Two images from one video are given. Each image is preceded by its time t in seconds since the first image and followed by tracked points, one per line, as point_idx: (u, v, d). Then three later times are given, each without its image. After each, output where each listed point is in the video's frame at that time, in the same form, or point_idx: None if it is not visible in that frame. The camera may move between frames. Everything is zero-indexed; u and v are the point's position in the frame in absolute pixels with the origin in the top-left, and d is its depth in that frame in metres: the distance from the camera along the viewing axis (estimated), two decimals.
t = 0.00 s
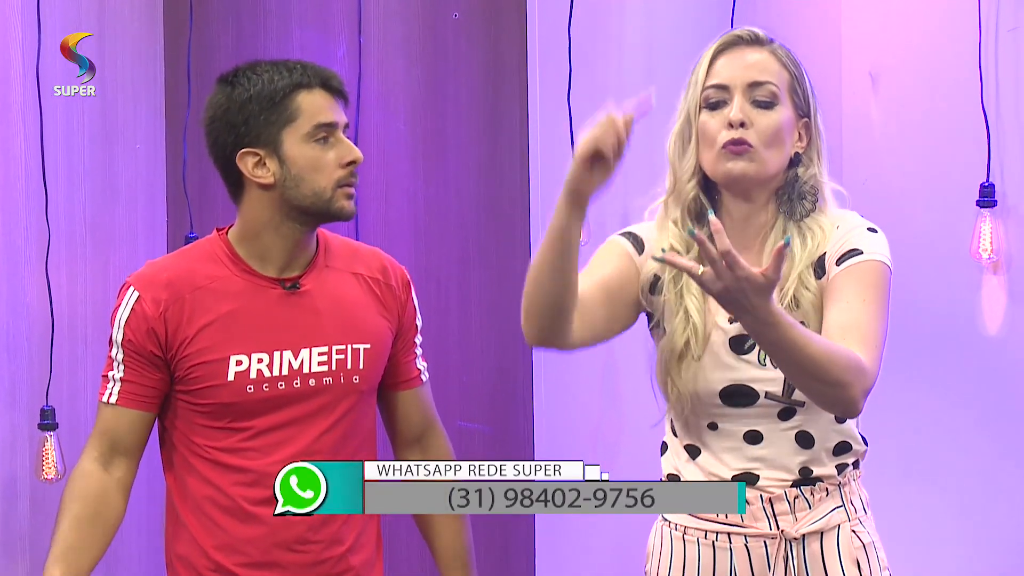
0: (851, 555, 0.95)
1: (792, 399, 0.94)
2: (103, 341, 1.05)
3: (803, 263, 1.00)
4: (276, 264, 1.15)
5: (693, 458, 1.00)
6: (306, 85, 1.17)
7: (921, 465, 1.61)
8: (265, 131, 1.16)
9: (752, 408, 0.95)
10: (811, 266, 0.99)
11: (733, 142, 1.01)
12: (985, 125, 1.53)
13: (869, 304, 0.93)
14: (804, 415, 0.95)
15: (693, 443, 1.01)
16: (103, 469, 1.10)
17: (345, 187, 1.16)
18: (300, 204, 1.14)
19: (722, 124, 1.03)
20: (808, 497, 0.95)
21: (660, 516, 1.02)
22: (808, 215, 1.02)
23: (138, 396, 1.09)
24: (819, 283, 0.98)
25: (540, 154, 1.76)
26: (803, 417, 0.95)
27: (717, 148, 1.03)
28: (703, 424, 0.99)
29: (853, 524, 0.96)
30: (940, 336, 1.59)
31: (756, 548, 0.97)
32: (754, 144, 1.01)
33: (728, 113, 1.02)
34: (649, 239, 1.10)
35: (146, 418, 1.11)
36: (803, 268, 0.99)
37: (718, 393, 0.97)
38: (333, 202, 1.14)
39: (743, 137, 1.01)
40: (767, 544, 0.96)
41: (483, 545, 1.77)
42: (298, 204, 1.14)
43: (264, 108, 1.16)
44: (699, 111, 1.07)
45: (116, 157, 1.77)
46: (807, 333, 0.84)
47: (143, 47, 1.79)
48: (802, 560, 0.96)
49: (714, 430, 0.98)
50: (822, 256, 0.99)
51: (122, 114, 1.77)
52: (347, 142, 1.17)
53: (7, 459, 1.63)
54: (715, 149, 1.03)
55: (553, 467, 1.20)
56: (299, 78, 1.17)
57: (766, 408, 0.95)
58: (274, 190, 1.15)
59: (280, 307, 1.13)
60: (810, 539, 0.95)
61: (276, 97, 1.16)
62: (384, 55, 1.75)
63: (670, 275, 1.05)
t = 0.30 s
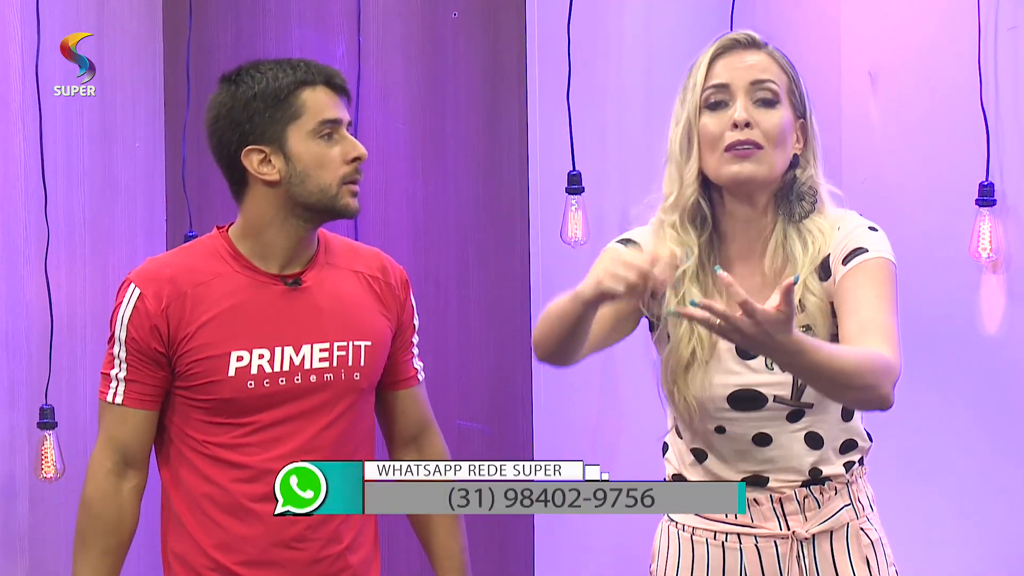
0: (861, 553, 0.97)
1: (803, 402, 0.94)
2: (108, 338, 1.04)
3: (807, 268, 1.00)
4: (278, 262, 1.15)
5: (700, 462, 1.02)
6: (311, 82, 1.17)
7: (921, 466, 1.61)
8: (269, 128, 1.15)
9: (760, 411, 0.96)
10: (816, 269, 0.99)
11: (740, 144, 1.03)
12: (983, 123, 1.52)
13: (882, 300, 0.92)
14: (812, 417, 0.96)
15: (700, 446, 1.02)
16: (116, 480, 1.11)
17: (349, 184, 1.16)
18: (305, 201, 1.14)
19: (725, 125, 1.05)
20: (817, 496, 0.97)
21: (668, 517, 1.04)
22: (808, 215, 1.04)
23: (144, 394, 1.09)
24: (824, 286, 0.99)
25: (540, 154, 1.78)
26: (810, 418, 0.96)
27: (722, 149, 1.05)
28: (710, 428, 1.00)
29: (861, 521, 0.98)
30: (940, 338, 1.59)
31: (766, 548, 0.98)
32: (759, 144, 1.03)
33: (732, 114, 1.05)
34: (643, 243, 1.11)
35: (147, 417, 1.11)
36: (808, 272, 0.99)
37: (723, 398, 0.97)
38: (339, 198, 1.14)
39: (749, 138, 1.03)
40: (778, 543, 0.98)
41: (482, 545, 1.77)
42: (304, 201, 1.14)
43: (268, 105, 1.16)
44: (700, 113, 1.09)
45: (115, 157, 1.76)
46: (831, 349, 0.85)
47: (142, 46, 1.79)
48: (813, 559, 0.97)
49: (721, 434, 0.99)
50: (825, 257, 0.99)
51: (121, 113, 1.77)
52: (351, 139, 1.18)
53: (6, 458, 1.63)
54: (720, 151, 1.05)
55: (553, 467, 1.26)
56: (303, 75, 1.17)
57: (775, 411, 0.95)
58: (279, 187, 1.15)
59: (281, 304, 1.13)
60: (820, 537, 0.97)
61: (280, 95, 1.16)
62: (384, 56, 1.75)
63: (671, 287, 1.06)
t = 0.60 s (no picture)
0: (856, 550, 1.02)
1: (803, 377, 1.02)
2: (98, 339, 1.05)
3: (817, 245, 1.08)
4: (269, 263, 1.15)
5: (699, 446, 1.06)
6: (299, 83, 1.17)
7: (920, 467, 1.61)
8: (259, 130, 1.15)
9: (760, 389, 1.03)
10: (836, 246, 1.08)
11: (769, 122, 1.09)
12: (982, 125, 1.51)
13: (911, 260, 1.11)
14: (813, 395, 1.03)
15: (699, 429, 1.06)
16: (107, 480, 1.11)
17: (338, 185, 1.16)
18: (294, 202, 1.14)
19: (754, 106, 1.11)
20: (815, 492, 1.02)
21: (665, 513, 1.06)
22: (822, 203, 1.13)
23: (137, 395, 1.09)
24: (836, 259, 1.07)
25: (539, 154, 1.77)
26: (810, 398, 1.03)
27: (751, 127, 1.10)
28: (710, 409, 1.05)
29: (856, 519, 1.03)
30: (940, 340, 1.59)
31: (763, 544, 1.02)
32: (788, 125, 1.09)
33: (761, 96, 1.11)
34: (664, 215, 1.15)
35: (142, 419, 1.11)
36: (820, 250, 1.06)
37: (728, 375, 1.04)
38: (328, 199, 1.14)
39: (778, 118, 1.09)
40: (775, 539, 1.02)
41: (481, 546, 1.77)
42: (292, 202, 1.14)
43: (257, 107, 1.16)
44: (727, 95, 1.14)
45: (113, 157, 1.76)
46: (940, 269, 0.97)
47: (140, 46, 1.78)
48: (810, 555, 1.02)
49: (721, 415, 1.04)
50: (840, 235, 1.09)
51: (120, 113, 1.77)
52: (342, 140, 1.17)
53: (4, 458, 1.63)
54: (749, 129, 1.10)
55: (553, 467, 1.26)
56: (292, 77, 1.17)
57: (778, 387, 1.02)
58: (269, 189, 1.15)
59: (273, 305, 1.13)
60: (817, 533, 1.02)
61: (269, 96, 1.16)
62: (382, 57, 1.75)
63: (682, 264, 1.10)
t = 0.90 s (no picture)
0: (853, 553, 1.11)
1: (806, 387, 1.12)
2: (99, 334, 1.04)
3: (837, 259, 1.16)
4: (270, 261, 1.15)
5: (698, 450, 1.19)
6: (301, 83, 1.17)
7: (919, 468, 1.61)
8: (261, 129, 1.15)
9: (759, 392, 1.14)
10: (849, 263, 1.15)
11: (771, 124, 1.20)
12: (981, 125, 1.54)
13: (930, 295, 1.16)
14: (812, 403, 1.12)
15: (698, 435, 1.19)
16: (101, 473, 1.10)
17: (340, 184, 1.17)
18: (295, 201, 1.14)
19: (758, 105, 1.21)
20: (812, 497, 1.11)
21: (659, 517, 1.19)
22: (828, 209, 1.19)
23: (136, 391, 1.09)
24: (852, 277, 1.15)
25: (538, 151, 1.71)
26: (809, 406, 1.12)
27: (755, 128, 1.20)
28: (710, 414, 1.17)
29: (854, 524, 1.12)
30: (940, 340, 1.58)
31: (760, 547, 1.13)
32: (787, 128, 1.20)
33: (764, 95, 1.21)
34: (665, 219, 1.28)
35: (139, 415, 1.11)
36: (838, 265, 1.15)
37: (728, 375, 1.15)
38: (330, 199, 1.15)
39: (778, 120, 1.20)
40: (772, 543, 1.13)
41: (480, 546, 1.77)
42: (294, 201, 1.14)
43: (258, 106, 1.16)
44: (730, 95, 1.23)
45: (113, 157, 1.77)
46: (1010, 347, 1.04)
47: (139, 45, 1.78)
48: (808, 558, 1.12)
49: (719, 418, 1.16)
50: (858, 250, 1.16)
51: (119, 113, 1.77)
52: (342, 140, 1.18)
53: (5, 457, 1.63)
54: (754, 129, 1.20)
55: (553, 467, 1.31)
56: (293, 76, 1.17)
57: (777, 392, 1.13)
58: (270, 188, 1.15)
59: (273, 303, 1.13)
60: (815, 538, 1.11)
61: (270, 95, 1.16)
62: (382, 56, 1.76)
63: (677, 264, 1.22)
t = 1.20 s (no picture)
0: (857, 553, 1.06)
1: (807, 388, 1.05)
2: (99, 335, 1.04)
3: (837, 264, 1.11)
4: (270, 262, 1.15)
5: (698, 456, 1.11)
6: (301, 84, 1.17)
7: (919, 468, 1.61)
8: (261, 130, 1.15)
9: (760, 394, 1.07)
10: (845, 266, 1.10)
11: (763, 125, 1.14)
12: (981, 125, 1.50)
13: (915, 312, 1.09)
14: (813, 406, 1.06)
15: (697, 441, 1.11)
16: (103, 476, 1.10)
17: (340, 185, 1.17)
18: (295, 202, 1.14)
19: (749, 108, 1.15)
20: (816, 498, 1.05)
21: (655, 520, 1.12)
22: (822, 210, 1.17)
23: (136, 393, 1.09)
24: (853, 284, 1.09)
25: (538, 150, 1.79)
26: (810, 408, 1.06)
27: (746, 130, 1.15)
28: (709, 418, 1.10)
29: (857, 523, 1.07)
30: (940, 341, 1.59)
31: (763, 549, 1.07)
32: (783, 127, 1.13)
33: (756, 98, 1.15)
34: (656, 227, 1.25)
35: (139, 416, 1.11)
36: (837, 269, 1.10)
37: (726, 380, 1.08)
38: (330, 199, 1.15)
39: (771, 121, 1.13)
40: (775, 544, 1.07)
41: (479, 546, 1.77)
42: (294, 202, 1.14)
43: (258, 107, 1.16)
44: (722, 97, 1.19)
45: (113, 157, 1.77)
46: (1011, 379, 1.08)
47: (139, 45, 1.78)
48: (811, 560, 1.06)
49: (720, 422, 1.09)
50: (855, 259, 1.11)
51: (120, 113, 1.77)
52: (342, 140, 1.18)
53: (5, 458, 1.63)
54: (744, 131, 1.15)
55: (552, 467, 1.25)
56: (294, 78, 1.17)
57: (777, 395, 1.06)
58: (270, 190, 1.15)
59: (273, 304, 1.13)
60: (818, 539, 1.05)
61: (270, 97, 1.16)
62: (382, 56, 1.75)
63: (667, 270, 1.18)
